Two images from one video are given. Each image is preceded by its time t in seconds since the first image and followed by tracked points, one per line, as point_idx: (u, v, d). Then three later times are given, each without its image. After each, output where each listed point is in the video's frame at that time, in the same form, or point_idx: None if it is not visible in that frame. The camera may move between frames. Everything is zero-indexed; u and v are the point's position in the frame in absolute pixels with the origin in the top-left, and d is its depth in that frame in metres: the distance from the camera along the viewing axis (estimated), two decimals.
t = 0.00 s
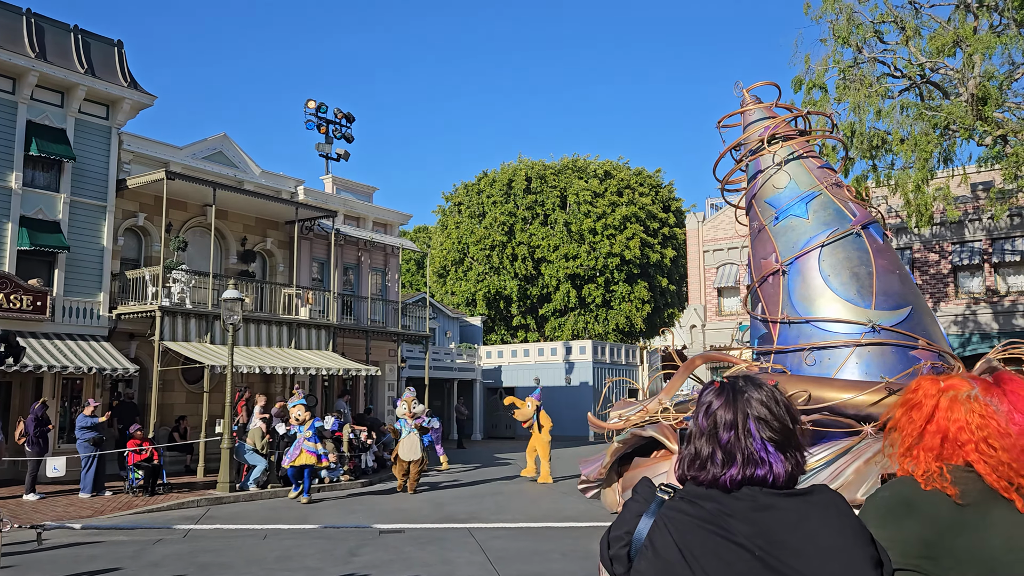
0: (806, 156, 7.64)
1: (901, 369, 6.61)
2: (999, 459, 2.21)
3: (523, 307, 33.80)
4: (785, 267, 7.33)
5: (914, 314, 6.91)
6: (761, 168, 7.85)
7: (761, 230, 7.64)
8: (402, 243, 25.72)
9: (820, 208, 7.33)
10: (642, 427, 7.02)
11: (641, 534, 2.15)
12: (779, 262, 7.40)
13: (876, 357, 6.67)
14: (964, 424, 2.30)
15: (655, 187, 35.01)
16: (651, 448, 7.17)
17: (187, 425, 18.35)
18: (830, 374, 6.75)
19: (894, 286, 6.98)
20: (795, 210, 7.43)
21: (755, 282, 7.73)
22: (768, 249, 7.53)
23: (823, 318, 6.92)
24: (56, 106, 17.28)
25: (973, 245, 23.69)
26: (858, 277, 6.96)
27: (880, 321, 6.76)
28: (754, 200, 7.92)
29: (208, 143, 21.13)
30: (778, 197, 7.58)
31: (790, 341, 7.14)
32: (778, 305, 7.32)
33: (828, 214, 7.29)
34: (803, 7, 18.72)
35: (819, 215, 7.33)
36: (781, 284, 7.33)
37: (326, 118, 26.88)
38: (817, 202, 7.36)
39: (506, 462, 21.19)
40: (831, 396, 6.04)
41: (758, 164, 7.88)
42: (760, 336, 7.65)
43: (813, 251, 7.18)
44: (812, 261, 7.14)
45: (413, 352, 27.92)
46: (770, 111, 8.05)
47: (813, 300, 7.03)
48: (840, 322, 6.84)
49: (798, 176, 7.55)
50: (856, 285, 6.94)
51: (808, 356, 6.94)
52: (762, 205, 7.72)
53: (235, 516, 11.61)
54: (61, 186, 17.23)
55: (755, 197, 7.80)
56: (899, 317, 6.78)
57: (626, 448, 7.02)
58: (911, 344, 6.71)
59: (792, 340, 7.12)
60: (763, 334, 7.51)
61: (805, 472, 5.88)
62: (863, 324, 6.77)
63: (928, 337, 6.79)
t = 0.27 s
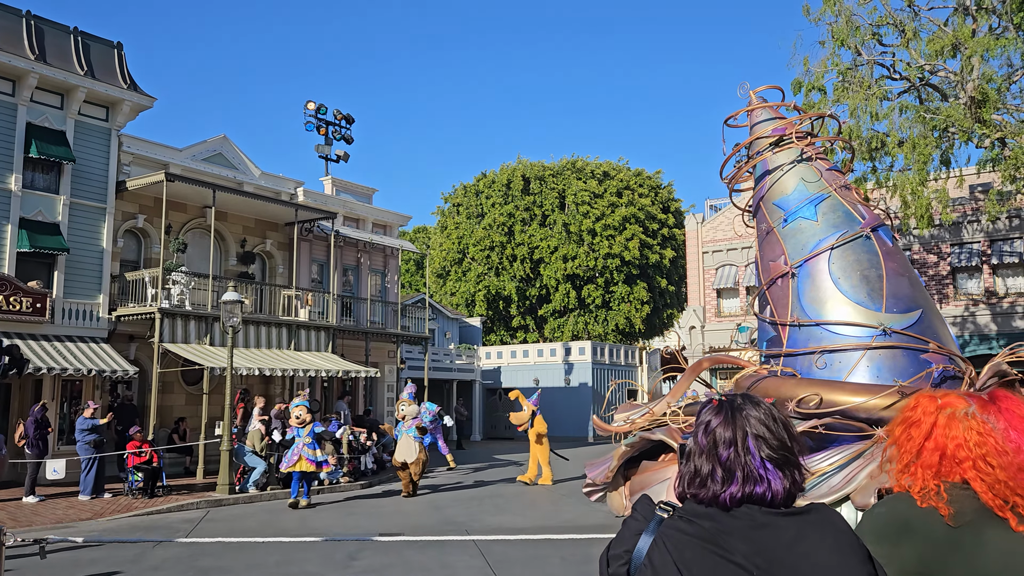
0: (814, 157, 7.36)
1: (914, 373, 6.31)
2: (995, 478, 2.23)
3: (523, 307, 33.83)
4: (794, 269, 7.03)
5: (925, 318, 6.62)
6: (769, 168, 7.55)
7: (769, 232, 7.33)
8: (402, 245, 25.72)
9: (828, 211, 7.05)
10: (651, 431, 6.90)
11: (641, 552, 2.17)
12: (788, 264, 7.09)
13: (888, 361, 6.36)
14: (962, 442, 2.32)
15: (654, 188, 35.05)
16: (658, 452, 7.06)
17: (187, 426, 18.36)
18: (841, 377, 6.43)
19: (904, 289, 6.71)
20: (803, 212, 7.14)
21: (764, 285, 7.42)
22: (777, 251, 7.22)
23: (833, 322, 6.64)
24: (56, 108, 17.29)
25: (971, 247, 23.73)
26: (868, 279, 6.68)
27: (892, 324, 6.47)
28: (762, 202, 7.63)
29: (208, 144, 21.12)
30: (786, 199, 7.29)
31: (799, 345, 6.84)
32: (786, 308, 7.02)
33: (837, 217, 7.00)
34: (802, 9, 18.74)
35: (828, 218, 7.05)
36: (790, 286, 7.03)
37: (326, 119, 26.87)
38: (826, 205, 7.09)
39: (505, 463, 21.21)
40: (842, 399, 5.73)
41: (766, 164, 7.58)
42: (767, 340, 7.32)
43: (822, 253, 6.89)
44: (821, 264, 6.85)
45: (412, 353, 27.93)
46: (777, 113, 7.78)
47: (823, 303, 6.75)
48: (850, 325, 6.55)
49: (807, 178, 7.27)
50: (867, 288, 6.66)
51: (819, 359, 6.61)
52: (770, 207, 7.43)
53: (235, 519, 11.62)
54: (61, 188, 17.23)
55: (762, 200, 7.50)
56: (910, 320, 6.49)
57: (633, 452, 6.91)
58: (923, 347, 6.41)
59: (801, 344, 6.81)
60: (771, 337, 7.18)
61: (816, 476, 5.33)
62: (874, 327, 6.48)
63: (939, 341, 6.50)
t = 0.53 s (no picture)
0: (822, 159, 6.92)
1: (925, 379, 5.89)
2: (990, 494, 2.27)
3: (522, 308, 33.87)
4: (803, 272, 6.55)
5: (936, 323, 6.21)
6: (775, 169, 7.09)
7: (776, 234, 6.86)
8: (401, 246, 25.75)
9: (837, 213, 6.59)
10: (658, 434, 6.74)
11: (637, 566, 2.19)
12: (795, 267, 6.61)
13: (898, 367, 5.95)
14: (956, 457, 2.35)
15: (654, 189, 35.09)
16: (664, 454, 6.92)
17: (186, 428, 18.39)
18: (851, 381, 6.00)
19: (914, 292, 6.28)
20: (812, 213, 6.66)
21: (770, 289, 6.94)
22: (784, 253, 6.74)
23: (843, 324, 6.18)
24: (55, 110, 17.31)
25: (969, 248, 23.79)
26: (878, 282, 6.25)
27: (902, 327, 6.05)
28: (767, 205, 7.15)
29: (207, 146, 21.13)
30: (792, 200, 6.83)
31: (806, 347, 6.39)
32: (795, 311, 6.56)
33: (846, 220, 6.55)
34: (801, 11, 18.78)
35: (837, 220, 6.60)
36: (798, 290, 6.56)
37: (325, 121, 26.87)
38: (834, 207, 6.63)
39: (504, 465, 21.25)
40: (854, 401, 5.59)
41: (770, 165, 7.12)
42: (775, 344, 6.86)
43: (830, 256, 6.43)
44: (829, 266, 6.39)
45: (412, 354, 27.95)
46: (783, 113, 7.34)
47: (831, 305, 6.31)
48: (859, 328, 6.11)
49: (814, 180, 6.82)
50: (876, 290, 6.23)
51: (828, 362, 6.17)
52: (774, 209, 6.96)
53: (235, 521, 11.65)
54: (60, 190, 17.25)
55: (767, 202, 7.03)
56: (921, 322, 6.07)
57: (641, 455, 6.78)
58: (933, 351, 5.98)
59: (810, 347, 6.37)
60: (779, 340, 6.72)
61: (827, 480, 5.22)
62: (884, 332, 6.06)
63: (950, 345, 6.07)
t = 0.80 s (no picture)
0: (828, 158, 6.90)
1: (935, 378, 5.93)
2: (981, 496, 2.31)
3: (519, 308, 33.94)
4: (810, 272, 6.55)
5: (942, 321, 6.24)
6: (781, 168, 7.08)
7: (782, 234, 6.86)
8: (398, 246, 25.78)
9: (844, 213, 6.59)
10: (665, 434, 6.68)
11: (637, 567, 2.23)
12: (803, 267, 6.61)
13: (907, 366, 5.98)
14: (950, 460, 2.39)
15: (651, 189, 35.19)
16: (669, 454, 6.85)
17: (185, 428, 18.41)
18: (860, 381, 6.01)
19: (921, 292, 6.31)
20: (819, 213, 6.66)
21: (777, 289, 6.95)
22: (790, 253, 6.74)
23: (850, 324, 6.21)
24: (53, 111, 17.31)
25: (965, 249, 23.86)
26: (885, 282, 6.27)
27: (910, 326, 6.08)
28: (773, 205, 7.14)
29: (204, 147, 21.13)
30: (799, 200, 6.82)
31: (815, 347, 6.38)
32: (802, 311, 6.57)
33: (853, 220, 6.55)
34: (798, 13, 18.86)
35: (843, 220, 6.60)
36: (806, 289, 6.56)
37: (323, 121, 26.89)
38: (841, 207, 6.63)
39: (502, 465, 21.29)
40: (865, 402, 5.61)
41: (776, 165, 7.11)
42: (781, 344, 6.85)
43: (838, 255, 6.43)
44: (838, 266, 6.40)
45: (409, 354, 27.97)
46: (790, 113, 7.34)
47: (839, 304, 6.32)
48: (868, 328, 6.12)
49: (820, 179, 6.81)
50: (884, 290, 6.25)
51: (838, 362, 6.17)
52: (782, 209, 6.95)
53: (234, 521, 11.69)
54: (58, 190, 17.26)
55: (774, 202, 7.02)
56: (929, 323, 6.11)
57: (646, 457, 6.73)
58: (942, 351, 6.02)
59: (818, 346, 6.36)
60: (786, 340, 6.71)
61: (837, 480, 5.23)
62: (893, 331, 6.09)
63: (958, 345, 6.11)
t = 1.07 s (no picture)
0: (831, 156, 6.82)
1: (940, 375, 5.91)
2: (967, 487, 2.34)
3: (515, 308, 33.99)
4: (815, 269, 6.48)
5: (948, 318, 6.19)
6: (784, 165, 6.98)
7: (786, 232, 6.78)
8: (395, 246, 25.80)
9: (849, 211, 6.51)
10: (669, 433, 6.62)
11: (629, 554, 2.27)
12: (807, 265, 6.55)
13: (913, 363, 5.94)
14: (936, 451, 2.42)
15: (647, 189, 35.26)
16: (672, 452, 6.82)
17: (180, 427, 18.42)
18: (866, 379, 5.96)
19: (926, 289, 6.25)
20: (823, 211, 6.58)
21: (780, 286, 6.88)
22: (795, 251, 6.67)
23: (856, 322, 6.15)
24: (49, 109, 17.30)
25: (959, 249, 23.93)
26: (891, 279, 6.20)
27: (916, 324, 6.04)
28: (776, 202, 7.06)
29: (201, 146, 21.13)
30: (803, 198, 6.74)
31: (820, 345, 6.33)
32: (806, 308, 6.49)
33: (858, 218, 6.47)
34: (794, 12, 18.90)
35: (848, 218, 6.51)
36: (810, 286, 6.49)
37: (319, 121, 26.88)
38: (846, 204, 6.54)
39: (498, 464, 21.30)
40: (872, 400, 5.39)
41: (779, 162, 7.02)
42: (784, 342, 6.81)
43: (844, 253, 6.35)
44: (843, 264, 6.32)
45: (406, 354, 27.96)
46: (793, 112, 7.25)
47: (844, 302, 6.26)
48: (874, 326, 6.07)
49: (824, 177, 6.73)
50: (890, 287, 6.19)
51: (843, 360, 6.12)
52: (786, 207, 6.86)
53: (230, 520, 11.70)
54: (54, 189, 17.26)
55: (777, 200, 6.94)
56: (934, 320, 6.06)
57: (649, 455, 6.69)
58: (947, 349, 6.01)
59: (823, 344, 6.31)
60: (791, 337, 6.65)
61: (844, 478, 5.08)
62: (900, 328, 6.03)
63: (963, 342, 6.10)
